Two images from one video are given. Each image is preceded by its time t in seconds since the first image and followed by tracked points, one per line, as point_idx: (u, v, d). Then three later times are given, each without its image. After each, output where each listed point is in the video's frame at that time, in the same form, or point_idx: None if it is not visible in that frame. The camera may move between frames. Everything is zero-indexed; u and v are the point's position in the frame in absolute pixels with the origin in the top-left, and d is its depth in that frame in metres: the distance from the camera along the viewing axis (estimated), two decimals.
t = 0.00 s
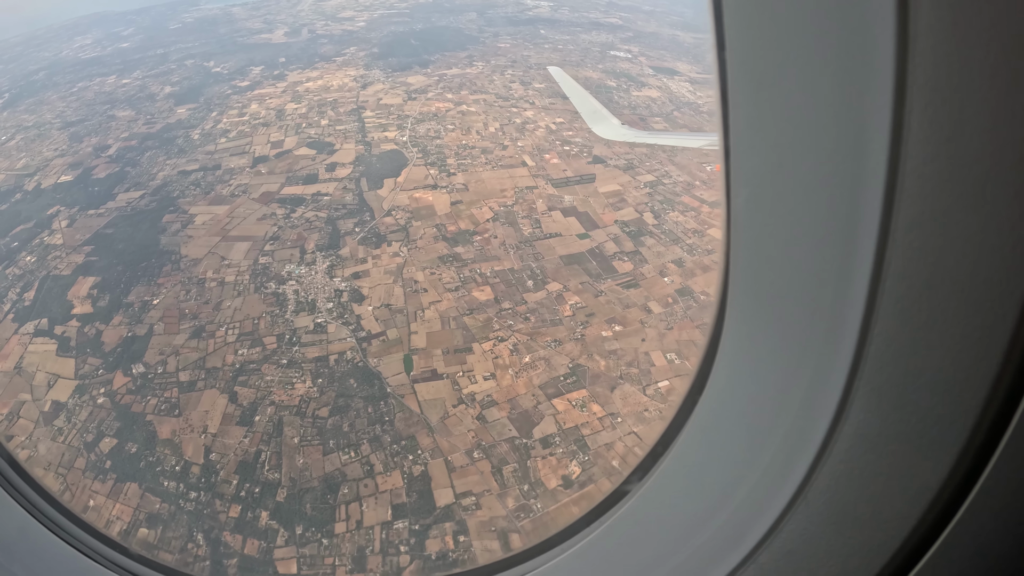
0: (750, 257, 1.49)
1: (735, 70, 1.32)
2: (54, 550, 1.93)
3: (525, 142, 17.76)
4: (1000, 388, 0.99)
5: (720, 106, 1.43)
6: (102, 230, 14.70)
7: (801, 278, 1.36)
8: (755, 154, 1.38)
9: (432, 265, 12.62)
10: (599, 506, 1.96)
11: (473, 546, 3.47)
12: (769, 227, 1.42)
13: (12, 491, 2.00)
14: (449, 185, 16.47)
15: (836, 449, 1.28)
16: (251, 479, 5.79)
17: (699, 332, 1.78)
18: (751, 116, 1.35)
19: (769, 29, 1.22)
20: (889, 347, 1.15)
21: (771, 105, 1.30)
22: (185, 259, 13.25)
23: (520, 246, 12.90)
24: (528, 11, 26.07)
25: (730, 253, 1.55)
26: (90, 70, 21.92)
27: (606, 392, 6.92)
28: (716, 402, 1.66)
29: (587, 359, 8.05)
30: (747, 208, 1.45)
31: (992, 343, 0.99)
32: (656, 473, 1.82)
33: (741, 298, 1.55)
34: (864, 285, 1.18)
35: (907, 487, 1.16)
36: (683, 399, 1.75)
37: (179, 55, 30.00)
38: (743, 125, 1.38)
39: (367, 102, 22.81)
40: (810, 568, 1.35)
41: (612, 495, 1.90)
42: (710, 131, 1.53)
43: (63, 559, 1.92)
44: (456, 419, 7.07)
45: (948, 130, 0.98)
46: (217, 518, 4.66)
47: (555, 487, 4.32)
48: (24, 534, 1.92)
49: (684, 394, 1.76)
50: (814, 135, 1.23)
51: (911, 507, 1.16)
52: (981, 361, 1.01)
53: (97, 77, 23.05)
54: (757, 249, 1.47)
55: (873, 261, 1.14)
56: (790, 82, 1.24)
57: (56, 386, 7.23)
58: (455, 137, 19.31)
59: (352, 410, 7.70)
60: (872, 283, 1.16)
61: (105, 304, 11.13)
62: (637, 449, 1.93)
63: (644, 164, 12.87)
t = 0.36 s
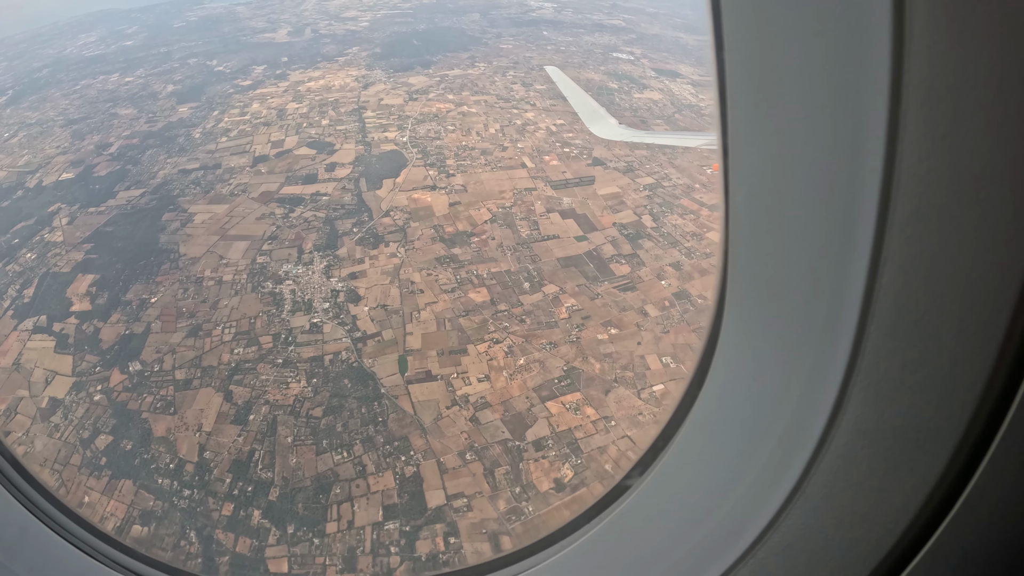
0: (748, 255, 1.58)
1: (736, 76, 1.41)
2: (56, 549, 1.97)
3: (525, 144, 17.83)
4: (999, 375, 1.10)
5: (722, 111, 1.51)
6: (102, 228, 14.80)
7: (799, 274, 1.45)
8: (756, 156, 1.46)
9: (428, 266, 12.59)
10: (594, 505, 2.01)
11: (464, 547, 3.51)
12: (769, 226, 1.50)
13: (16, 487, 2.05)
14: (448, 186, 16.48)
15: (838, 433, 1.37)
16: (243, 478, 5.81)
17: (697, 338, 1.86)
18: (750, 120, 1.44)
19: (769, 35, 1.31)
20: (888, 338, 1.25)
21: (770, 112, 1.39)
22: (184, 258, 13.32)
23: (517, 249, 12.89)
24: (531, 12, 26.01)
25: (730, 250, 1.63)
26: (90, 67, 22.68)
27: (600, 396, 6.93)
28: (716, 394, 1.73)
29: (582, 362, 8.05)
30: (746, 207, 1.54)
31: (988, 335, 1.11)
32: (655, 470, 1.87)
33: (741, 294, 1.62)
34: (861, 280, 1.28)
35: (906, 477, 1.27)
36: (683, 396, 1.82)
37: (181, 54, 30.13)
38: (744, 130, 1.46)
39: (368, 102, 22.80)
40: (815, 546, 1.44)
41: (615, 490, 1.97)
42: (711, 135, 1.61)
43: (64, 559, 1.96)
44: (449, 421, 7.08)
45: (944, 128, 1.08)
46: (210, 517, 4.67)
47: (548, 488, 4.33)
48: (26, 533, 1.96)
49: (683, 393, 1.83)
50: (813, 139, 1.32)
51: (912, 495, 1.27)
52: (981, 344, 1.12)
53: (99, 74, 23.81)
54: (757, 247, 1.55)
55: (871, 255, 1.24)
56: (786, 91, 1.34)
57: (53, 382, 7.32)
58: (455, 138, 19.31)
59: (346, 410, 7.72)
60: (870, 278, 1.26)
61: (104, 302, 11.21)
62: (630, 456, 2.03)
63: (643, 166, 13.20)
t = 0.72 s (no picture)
0: (752, 253, 1.42)
1: (737, 61, 1.25)
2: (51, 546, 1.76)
3: (525, 146, 17.77)
4: (998, 381, 0.94)
5: (723, 106, 1.37)
6: (102, 226, 14.85)
7: (803, 273, 1.29)
8: (760, 149, 1.30)
9: (425, 267, 12.59)
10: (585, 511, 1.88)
11: (455, 549, 3.53)
12: (774, 223, 1.34)
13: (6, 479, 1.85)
14: (447, 187, 16.47)
15: (834, 446, 1.20)
16: (237, 477, 5.87)
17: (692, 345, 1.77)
18: (754, 109, 1.28)
19: (773, 26, 1.17)
20: (887, 342, 1.08)
21: (773, 100, 1.23)
22: (182, 256, 13.36)
23: (514, 250, 12.83)
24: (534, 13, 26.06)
25: (732, 250, 1.47)
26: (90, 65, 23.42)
27: (594, 398, 6.93)
28: (713, 404, 1.57)
29: (577, 364, 8.04)
30: (749, 207, 1.38)
31: (991, 336, 0.94)
32: (657, 469, 1.70)
33: (742, 299, 1.47)
34: (864, 278, 1.11)
35: (897, 472, 1.10)
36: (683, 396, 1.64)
37: (185, 53, 30.27)
38: (746, 123, 1.31)
39: (369, 102, 22.79)
40: (808, 567, 1.25)
41: (617, 488, 1.79)
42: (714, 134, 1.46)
43: (59, 557, 1.75)
44: (443, 422, 7.09)
45: (947, 129, 0.93)
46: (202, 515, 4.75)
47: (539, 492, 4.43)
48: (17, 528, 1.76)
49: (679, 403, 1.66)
50: (818, 125, 1.16)
51: (913, 493, 1.08)
52: (979, 352, 0.96)
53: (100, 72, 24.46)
54: (761, 247, 1.39)
55: (873, 253, 1.08)
56: (790, 73, 1.18)
57: (50, 379, 7.47)
58: (455, 139, 19.33)
59: (339, 410, 7.72)
60: (872, 276, 1.09)
61: (102, 299, 11.26)
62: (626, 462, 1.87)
63: (644, 170, 13.87)
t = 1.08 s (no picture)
0: (751, 251, 1.33)
1: (734, 51, 1.16)
2: (50, 544, 1.72)
3: (527, 147, 17.77)
4: (992, 382, 0.87)
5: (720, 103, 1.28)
6: (104, 223, 14.93)
7: (802, 272, 1.20)
8: (757, 145, 1.22)
9: (424, 268, 12.60)
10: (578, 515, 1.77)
11: (446, 550, 3.57)
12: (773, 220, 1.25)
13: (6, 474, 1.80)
14: (447, 188, 16.48)
15: (829, 451, 1.13)
16: (231, 474, 5.98)
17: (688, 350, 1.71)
18: (753, 103, 1.19)
19: (770, 17, 1.08)
20: (884, 344, 1.01)
21: (772, 94, 1.15)
22: (183, 254, 13.42)
23: (513, 252, 12.81)
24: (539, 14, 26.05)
25: (729, 249, 1.39)
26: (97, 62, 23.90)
27: (590, 401, 6.94)
28: (707, 408, 1.48)
29: (573, 367, 8.05)
30: (747, 205, 1.30)
31: (985, 336, 0.87)
32: (657, 465, 1.58)
33: (737, 302, 1.38)
34: (863, 277, 1.03)
35: (886, 475, 1.04)
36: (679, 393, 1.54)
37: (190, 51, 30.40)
38: (744, 119, 1.22)
39: (372, 102, 22.79)
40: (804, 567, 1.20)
41: (616, 484, 1.69)
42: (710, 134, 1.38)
43: (60, 554, 1.71)
44: (437, 423, 7.11)
45: (944, 128, 0.85)
46: (196, 513, 4.78)
47: (533, 493, 4.62)
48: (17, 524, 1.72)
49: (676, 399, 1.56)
50: (819, 117, 1.07)
51: (910, 490, 1.01)
52: (975, 351, 0.89)
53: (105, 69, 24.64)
54: (758, 246, 1.31)
55: (871, 250, 1.00)
56: (789, 63, 1.09)
57: (49, 373, 7.47)
58: (457, 140, 19.35)
59: (334, 410, 7.74)
60: (869, 276, 1.02)
61: (102, 296, 11.35)
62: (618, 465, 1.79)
63: (645, 171, 13.98)
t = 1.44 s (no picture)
0: (748, 252, 1.35)
1: (737, 56, 1.19)
2: (51, 543, 1.73)
3: (528, 148, 17.75)
4: (994, 369, 0.87)
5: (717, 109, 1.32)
6: (105, 220, 15.02)
7: (797, 268, 1.23)
8: (756, 145, 1.25)
9: (421, 269, 12.61)
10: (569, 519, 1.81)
11: (437, 552, 3.57)
12: (771, 219, 1.27)
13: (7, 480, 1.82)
14: (447, 189, 16.49)
15: (829, 442, 1.13)
16: (226, 473, 5.93)
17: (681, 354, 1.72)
18: (751, 103, 1.22)
19: (774, 23, 1.11)
20: (881, 338, 1.02)
21: (769, 96, 1.18)
22: (182, 253, 13.48)
23: (511, 253, 12.81)
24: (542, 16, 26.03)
25: (727, 249, 1.40)
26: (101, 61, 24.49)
27: (584, 405, 6.93)
28: (707, 404, 1.52)
29: (569, 370, 8.05)
30: (745, 202, 1.31)
31: (985, 333, 0.88)
32: (653, 466, 1.64)
33: (737, 299, 1.41)
34: (859, 272, 1.05)
35: (883, 466, 1.04)
36: (679, 387, 1.60)
37: (194, 49, 30.55)
38: (742, 118, 1.25)
39: (374, 102, 22.85)
40: (806, 563, 1.18)
41: (612, 485, 1.73)
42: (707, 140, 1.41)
43: (59, 556, 1.72)
44: (431, 424, 7.11)
45: (941, 125, 0.87)
46: (189, 510, 4.84)
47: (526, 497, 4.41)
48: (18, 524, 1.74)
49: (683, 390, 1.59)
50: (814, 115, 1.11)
51: (908, 490, 1.01)
52: (972, 352, 0.90)
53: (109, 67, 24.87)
54: (754, 246, 1.33)
55: (868, 244, 1.02)
56: (786, 64, 1.12)
57: (48, 370, 7.52)
58: (458, 141, 19.36)
59: (329, 410, 7.74)
60: (867, 268, 1.03)
61: (102, 293, 11.45)
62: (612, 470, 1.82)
63: (647, 174, 13.77)
